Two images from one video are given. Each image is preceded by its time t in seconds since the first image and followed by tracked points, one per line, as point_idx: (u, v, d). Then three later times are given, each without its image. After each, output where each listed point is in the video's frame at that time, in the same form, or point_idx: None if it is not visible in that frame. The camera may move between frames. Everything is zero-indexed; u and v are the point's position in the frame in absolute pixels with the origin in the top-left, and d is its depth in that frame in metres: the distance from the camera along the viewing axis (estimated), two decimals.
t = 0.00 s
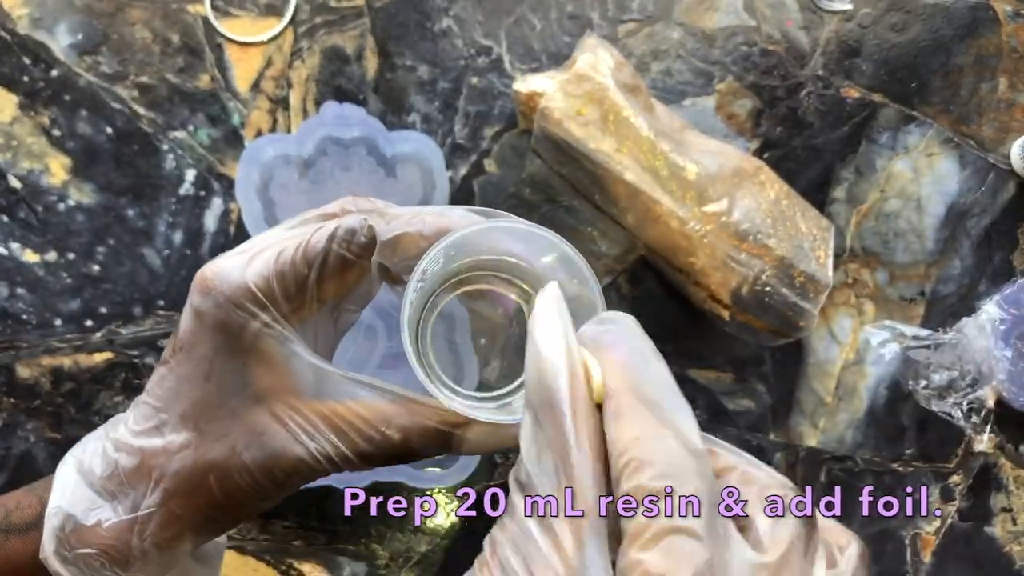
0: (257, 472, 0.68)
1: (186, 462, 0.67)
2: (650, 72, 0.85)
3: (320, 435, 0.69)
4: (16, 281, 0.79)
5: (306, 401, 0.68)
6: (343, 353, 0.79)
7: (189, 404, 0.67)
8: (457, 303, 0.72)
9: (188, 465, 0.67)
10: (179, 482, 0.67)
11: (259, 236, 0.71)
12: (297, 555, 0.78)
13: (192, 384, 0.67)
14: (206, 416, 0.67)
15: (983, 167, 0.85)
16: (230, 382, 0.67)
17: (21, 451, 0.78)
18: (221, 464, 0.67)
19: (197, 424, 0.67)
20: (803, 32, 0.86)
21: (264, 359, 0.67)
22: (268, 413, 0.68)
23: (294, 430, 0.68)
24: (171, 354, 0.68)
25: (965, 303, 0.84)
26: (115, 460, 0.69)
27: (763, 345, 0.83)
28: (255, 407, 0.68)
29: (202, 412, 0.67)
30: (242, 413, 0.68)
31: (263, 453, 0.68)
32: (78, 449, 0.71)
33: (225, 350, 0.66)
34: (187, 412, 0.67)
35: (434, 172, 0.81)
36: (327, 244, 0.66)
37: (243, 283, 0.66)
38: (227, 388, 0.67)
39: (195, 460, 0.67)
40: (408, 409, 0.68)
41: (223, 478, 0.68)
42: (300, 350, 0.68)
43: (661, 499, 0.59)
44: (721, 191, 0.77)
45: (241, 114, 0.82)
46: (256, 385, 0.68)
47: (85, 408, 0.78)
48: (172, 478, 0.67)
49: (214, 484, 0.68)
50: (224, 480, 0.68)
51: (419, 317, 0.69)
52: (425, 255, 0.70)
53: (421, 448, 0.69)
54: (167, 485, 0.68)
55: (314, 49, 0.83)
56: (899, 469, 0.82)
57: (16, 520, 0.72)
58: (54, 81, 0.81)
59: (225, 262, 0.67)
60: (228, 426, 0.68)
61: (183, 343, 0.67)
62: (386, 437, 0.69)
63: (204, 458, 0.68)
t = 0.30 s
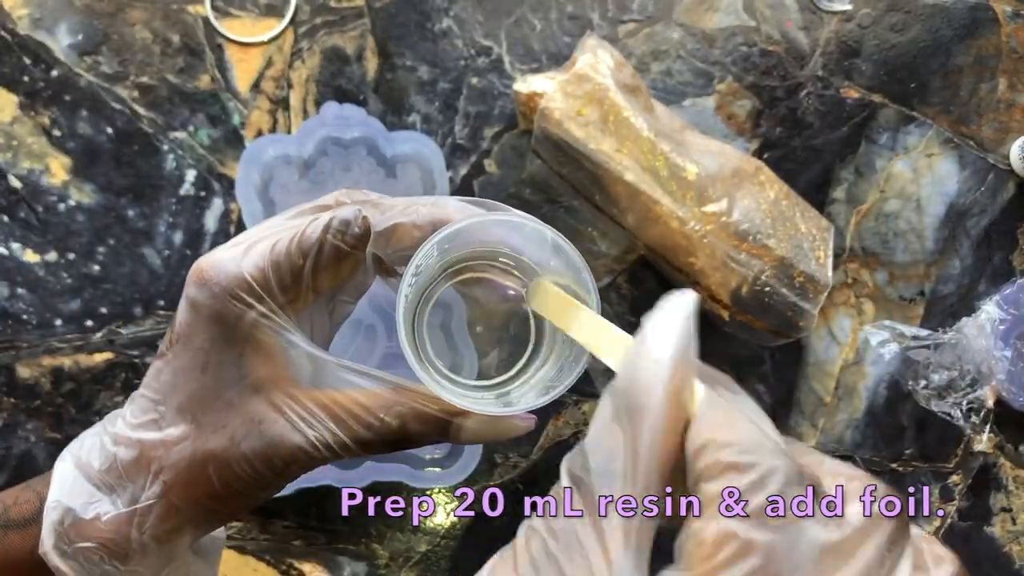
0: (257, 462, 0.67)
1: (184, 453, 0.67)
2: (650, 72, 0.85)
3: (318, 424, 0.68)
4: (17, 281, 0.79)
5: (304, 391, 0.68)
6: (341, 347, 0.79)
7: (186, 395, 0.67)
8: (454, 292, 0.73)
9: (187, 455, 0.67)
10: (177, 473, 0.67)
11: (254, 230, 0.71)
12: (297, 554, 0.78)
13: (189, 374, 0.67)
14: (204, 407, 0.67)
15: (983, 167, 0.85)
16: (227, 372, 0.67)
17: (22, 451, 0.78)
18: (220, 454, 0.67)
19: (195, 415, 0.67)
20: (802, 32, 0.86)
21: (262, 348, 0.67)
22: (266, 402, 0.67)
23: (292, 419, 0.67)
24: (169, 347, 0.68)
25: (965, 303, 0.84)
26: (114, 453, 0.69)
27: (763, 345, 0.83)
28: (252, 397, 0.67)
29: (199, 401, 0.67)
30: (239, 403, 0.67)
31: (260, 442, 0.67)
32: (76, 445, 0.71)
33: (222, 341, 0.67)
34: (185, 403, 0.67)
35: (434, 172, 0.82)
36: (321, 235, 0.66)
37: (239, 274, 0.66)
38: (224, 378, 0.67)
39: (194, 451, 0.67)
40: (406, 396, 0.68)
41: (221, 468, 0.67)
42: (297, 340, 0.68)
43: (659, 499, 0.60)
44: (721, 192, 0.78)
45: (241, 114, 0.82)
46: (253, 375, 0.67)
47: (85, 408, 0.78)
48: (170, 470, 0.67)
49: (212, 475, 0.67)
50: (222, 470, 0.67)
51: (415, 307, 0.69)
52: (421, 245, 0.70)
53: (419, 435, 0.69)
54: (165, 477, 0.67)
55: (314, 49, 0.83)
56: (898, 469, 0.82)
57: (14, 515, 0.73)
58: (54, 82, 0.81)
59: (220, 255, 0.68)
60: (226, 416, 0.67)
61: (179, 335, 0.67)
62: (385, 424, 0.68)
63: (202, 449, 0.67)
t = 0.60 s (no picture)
0: (255, 460, 0.67)
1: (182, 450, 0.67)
2: (650, 72, 0.85)
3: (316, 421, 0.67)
4: (17, 281, 0.79)
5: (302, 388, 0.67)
6: (342, 347, 0.79)
7: (186, 392, 0.67)
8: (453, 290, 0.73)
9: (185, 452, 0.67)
10: (175, 471, 0.67)
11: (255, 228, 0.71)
12: (297, 554, 0.78)
13: (188, 372, 0.67)
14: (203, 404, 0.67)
15: (983, 167, 0.85)
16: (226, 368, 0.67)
17: (22, 451, 0.78)
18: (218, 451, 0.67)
19: (194, 412, 0.67)
20: (802, 32, 0.86)
21: (260, 345, 0.67)
22: (264, 400, 0.67)
23: (290, 416, 0.67)
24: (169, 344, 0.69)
25: (965, 303, 0.84)
26: (112, 452, 0.69)
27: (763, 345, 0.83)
28: (251, 394, 0.67)
29: (197, 399, 0.67)
30: (238, 400, 0.67)
31: (257, 440, 0.66)
32: (76, 444, 0.72)
33: (221, 338, 0.67)
34: (184, 400, 0.67)
35: (434, 172, 0.81)
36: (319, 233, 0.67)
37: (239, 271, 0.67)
38: (222, 375, 0.67)
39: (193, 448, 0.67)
40: (406, 394, 0.67)
41: (218, 466, 0.67)
42: (296, 337, 0.68)
43: (661, 499, 0.56)
44: (721, 192, 0.78)
45: (241, 114, 0.82)
46: (251, 372, 0.67)
47: (85, 408, 0.78)
48: (168, 467, 0.67)
49: (210, 473, 0.67)
50: (220, 467, 0.67)
51: (412, 305, 0.70)
52: (416, 242, 0.70)
53: (418, 433, 0.68)
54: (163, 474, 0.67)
55: (314, 49, 0.83)
56: (898, 469, 0.82)
57: (13, 514, 0.73)
58: (54, 82, 0.81)
59: (220, 253, 0.68)
60: (224, 413, 0.67)
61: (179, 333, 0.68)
62: (384, 422, 0.67)
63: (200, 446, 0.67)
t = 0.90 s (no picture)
0: (260, 469, 0.67)
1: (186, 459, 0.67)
2: (650, 72, 0.85)
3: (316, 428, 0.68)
4: (17, 281, 0.79)
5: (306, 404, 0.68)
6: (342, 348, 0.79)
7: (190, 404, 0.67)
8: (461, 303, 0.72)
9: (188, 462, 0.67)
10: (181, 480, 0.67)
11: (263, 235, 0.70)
12: (297, 554, 0.77)
13: (195, 381, 0.67)
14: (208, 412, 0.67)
15: (983, 167, 0.85)
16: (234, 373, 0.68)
17: (22, 451, 0.78)
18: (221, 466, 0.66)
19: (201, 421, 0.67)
20: (802, 32, 0.86)
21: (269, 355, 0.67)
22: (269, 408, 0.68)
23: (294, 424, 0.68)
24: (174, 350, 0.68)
25: (965, 303, 0.84)
26: (117, 458, 0.69)
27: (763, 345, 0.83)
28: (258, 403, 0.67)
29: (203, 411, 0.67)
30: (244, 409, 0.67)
31: (263, 449, 0.67)
32: (80, 449, 0.71)
33: (228, 346, 0.67)
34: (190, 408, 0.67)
35: (434, 172, 0.81)
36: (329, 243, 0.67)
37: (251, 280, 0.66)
38: (229, 385, 0.67)
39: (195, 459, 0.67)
40: (411, 406, 0.68)
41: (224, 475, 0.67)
42: (304, 348, 0.68)
43: (660, 499, 0.59)
44: (721, 192, 0.78)
45: (241, 114, 0.82)
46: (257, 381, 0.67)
47: (85, 408, 0.78)
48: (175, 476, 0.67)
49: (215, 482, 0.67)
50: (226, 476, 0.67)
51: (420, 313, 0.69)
52: (426, 253, 0.70)
53: (421, 445, 0.69)
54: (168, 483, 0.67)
55: (314, 49, 0.83)
56: (898, 469, 0.82)
57: (18, 519, 0.73)
58: (54, 81, 0.81)
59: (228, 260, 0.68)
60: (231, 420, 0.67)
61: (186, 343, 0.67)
62: (389, 434, 0.68)
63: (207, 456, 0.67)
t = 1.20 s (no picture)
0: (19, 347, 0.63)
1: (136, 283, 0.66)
2: (650, 73, 0.86)
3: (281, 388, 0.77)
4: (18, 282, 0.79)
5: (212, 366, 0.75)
6: (342, 347, 0.80)
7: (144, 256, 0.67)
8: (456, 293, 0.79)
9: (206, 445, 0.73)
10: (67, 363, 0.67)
11: (223, 193, 0.74)
12: (298, 554, 0.78)
13: None
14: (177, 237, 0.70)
15: (983, 167, 0.85)
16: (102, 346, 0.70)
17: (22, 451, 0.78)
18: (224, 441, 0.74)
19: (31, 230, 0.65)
20: (802, 33, 0.86)
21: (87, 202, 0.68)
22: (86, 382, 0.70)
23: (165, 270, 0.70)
24: (113, 148, 0.68)
25: (964, 303, 0.84)
26: None
27: (763, 344, 0.84)
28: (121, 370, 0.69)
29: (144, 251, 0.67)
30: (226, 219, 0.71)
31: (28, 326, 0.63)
32: None
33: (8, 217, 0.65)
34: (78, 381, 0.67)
35: (434, 172, 0.81)
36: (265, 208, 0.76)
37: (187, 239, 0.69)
38: None
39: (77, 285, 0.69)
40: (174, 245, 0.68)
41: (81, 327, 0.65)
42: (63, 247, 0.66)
43: (660, 499, 0.72)
44: (721, 192, 0.78)
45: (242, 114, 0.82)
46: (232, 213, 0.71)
47: (85, 408, 0.78)
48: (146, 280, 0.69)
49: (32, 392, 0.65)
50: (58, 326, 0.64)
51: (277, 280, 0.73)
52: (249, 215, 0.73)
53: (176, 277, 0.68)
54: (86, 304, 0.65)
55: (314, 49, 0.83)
56: (898, 469, 0.82)
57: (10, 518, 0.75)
58: (55, 82, 0.81)
59: (164, 68, 0.71)
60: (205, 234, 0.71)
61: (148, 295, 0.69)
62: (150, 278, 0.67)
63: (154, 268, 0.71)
